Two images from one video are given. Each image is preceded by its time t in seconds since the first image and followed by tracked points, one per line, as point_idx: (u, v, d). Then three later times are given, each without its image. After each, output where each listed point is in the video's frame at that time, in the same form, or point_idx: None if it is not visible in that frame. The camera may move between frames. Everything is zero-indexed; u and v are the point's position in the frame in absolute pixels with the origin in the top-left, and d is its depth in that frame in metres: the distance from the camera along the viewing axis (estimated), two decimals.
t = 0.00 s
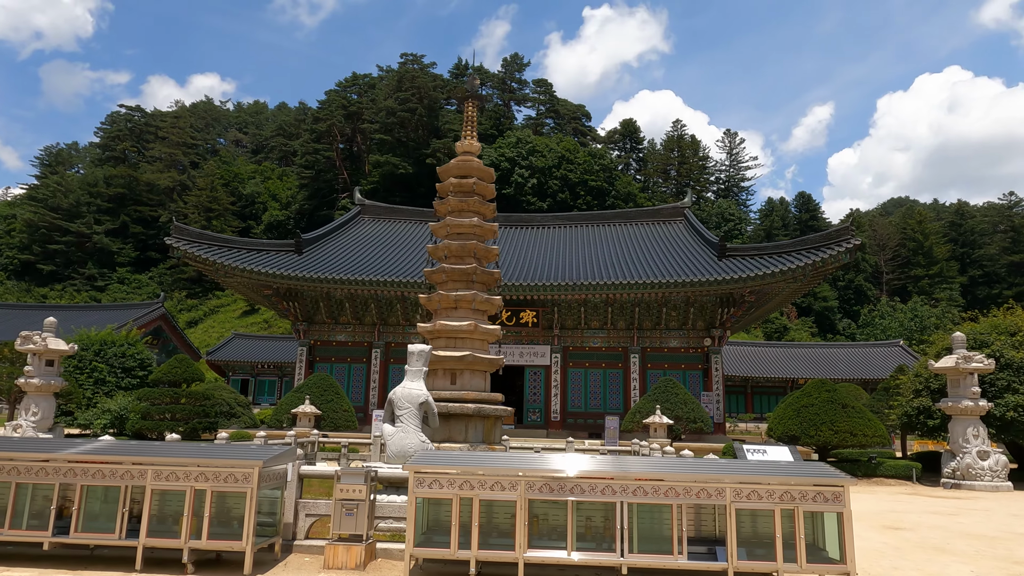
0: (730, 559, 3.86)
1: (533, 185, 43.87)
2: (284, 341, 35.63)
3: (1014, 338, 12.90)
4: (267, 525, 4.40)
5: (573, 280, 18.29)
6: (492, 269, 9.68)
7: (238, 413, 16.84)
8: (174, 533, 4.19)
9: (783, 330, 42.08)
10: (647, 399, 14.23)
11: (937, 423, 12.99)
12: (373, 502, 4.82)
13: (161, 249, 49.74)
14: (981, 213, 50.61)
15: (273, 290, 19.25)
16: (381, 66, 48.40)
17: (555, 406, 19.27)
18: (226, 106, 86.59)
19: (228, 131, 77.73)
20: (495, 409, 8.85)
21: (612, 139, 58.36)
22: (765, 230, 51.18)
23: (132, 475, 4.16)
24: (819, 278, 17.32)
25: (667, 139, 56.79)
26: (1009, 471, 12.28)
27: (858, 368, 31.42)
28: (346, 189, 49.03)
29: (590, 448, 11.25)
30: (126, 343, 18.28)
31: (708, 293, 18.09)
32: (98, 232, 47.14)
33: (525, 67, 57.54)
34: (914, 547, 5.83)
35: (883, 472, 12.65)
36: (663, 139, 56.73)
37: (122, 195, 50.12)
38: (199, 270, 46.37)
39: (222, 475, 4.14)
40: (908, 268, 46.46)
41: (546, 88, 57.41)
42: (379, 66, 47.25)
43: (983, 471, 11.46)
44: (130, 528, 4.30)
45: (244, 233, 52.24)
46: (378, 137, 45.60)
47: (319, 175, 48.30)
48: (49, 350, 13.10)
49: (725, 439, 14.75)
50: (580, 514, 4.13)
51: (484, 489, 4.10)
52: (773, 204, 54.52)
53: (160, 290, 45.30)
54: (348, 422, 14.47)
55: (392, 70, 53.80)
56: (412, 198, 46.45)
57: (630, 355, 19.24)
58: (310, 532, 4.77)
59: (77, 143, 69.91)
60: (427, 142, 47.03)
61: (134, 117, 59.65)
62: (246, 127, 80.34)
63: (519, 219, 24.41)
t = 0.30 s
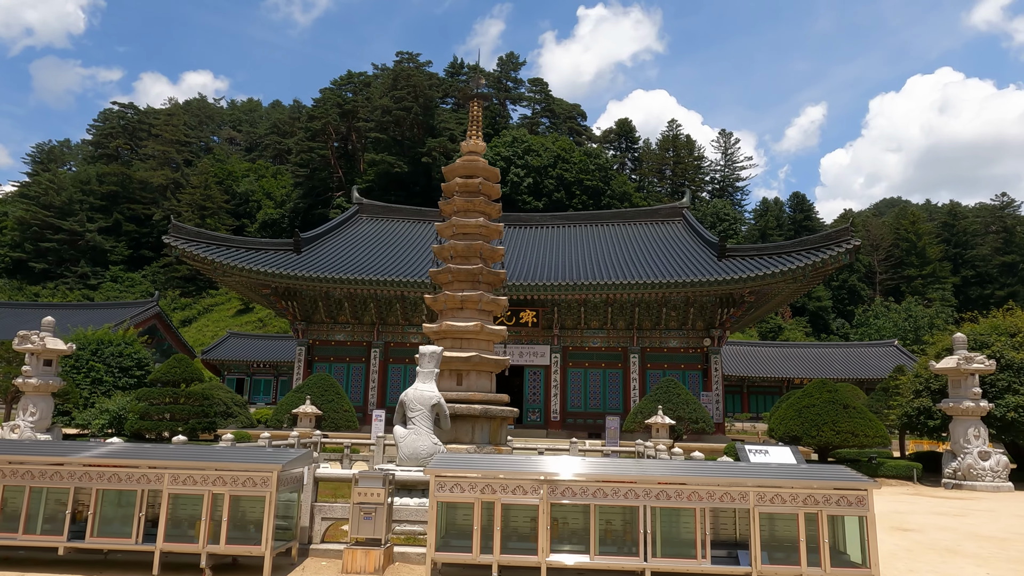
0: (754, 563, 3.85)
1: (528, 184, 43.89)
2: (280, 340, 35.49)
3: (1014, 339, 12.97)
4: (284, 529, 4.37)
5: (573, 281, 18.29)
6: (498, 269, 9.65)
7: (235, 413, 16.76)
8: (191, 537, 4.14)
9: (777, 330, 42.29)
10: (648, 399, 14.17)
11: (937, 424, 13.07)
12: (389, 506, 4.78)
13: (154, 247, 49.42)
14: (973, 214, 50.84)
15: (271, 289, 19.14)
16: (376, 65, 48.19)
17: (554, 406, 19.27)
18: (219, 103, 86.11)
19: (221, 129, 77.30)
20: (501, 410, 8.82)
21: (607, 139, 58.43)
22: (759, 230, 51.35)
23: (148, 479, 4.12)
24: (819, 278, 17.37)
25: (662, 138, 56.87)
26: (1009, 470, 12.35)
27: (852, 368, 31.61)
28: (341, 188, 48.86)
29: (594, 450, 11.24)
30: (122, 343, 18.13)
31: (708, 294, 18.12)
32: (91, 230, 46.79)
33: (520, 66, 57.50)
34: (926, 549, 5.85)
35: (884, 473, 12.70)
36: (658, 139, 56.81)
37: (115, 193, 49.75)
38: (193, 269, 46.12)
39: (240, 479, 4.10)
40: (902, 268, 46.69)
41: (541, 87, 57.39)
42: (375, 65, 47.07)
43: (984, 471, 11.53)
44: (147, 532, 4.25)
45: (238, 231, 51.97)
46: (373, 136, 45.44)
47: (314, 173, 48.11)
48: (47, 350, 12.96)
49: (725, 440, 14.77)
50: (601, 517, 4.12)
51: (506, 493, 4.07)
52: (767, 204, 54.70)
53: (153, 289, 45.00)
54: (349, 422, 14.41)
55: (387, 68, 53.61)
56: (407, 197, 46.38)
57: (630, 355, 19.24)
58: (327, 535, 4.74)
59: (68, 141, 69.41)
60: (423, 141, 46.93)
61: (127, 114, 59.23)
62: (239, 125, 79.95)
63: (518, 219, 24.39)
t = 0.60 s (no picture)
0: (778, 560, 3.86)
1: (526, 183, 43.91)
2: (277, 338, 35.42)
3: (1015, 339, 13.03)
4: (305, 526, 4.36)
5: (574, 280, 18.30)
6: (505, 267, 9.64)
7: (235, 411, 16.59)
8: (212, 535, 4.12)
9: (774, 329, 42.51)
10: (652, 397, 14.21)
11: (939, 422, 13.13)
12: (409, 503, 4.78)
13: (149, 245, 49.21)
14: (969, 214, 50.99)
15: (272, 287, 19.08)
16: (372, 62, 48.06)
17: (555, 404, 19.28)
18: (214, 101, 85.79)
19: (216, 126, 76.97)
20: (510, 408, 8.81)
21: (604, 137, 58.53)
22: (755, 229, 51.51)
23: (170, 476, 4.10)
24: (819, 278, 17.43)
25: (659, 137, 56.92)
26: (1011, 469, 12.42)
27: (849, 367, 31.77)
28: (337, 186, 48.73)
29: (598, 448, 11.27)
30: (122, 341, 18.06)
31: (709, 292, 18.17)
32: (86, 227, 46.57)
33: (517, 65, 57.48)
34: (939, 547, 5.88)
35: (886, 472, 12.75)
36: (655, 138, 56.86)
37: (110, 190, 49.50)
38: (189, 266, 45.95)
39: (263, 477, 4.08)
40: (897, 268, 46.83)
41: (539, 86, 57.37)
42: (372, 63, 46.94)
43: (986, 470, 11.59)
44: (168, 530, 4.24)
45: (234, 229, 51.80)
46: (370, 134, 45.32)
47: (310, 171, 47.98)
48: (49, 347, 12.89)
49: (727, 438, 14.81)
50: (624, 515, 4.11)
51: (529, 490, 4.06)
52: (763, 203, 54.86)
53: (149, 286, 44.81)
54: (352, 421, 14.36)
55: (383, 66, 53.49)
56: (404, 195, 46.33)
57: (631, 354, 19.27)
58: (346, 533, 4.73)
59: (63, 138, 69.07)
60: (420, 139, 46.85)
61: (122, 111, 58.92)
62: (235, 122, 79.68)
63: (519, 218, 24.41)
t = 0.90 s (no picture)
0: (801, 565, 3.86)
1: (522, 184, 43.93)
2: (274, 339, 35.32)
3: (1017, 342, 13.10)
4: (323, 532, 4.34)
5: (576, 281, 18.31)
6: (512, 269, 9.64)
7: (235, 413, 16.51)
8: (230, 541, 4.09)
9: (770, 330, 42.68)
10: (654, 399, 14.24)
11: (940, 424, 13.20)
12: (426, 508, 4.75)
13: (144, 245, 49.01)
14: (963, 216, 51.22)
15: (272, 289, 18.99)
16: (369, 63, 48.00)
17: (556, 406, 19.27)
18: (210, 101, 85.57)
19: (212, 127, 76.73)
20: (516, 412, 8.78)
21: (601, 139, 58.67)
22: (752, 231, 51.69)
23: (188, 482, 4.07)
24: (820, 279, 17.47)
25: (655, 139, 57.06)
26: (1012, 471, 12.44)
27: (846, 368, 31.89)
28: (334, 186, 48.61)
29: (602, 451, 11.26)
30: (121, 342, 17.97)
31: (710, 294, 18.17)
32: (81, 228, 46.37)
33: (514, 66, 57.56)
34: (953, 551, 5.90)
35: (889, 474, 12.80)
36: (651, 140, 57.01)
37: (105, 190, 49.23)
38: (184, 267, 45.73)
39: (283, 482, 4.05)
40: (892, 270, 47.00)
41: (535, 87, 57.43)
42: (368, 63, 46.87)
43: (988, 472, 11.63)
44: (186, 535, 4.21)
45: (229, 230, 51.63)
46: (367, 135, 45.22)
47: (306, 171, 47.88)
48: (49, 349, 12.81)
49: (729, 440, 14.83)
50: (646, 520, 4.10)
51: (551, 495, 4.05)
52: (759, 205, 55.06)
53: (144, 287, 44.62)
54: (354, 423, 14.32)
55: (380, 67, 53.44)
56: (401, 196, 46.29)
57: (632, 356, 19.28)
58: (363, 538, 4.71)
59: (57, 137, 68.78)
60: (417, 140, 46.81)
61: (117, 111, 58.68)
62: (230, 122, 79.51)
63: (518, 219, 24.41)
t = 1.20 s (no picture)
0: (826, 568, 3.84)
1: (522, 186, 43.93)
2: (274, 341, 35.23)
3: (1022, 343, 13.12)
4: (342, 534, 4.31)
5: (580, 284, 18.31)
6: (520, 271, 9.62)
7: (236, 415, 16.47)
8: (248, 544, 4.05)
9: (769, 333, 42.74)
10: (659, 401, 14.23)
11: (946, 426, 13.19)
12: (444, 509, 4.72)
13: (143, 247, 48.92)
14: (961, 218, 51.30)
15: (274, 290, 18.91)
16: (368, 64, 48.02)
17: (560, 408, 19.24)
18: (209, 103, 85.54)
19: (210, 128, 76.68)
20: (525, 413, 8.73)
21: (600, 141, 58.79)
22: (750, 233, 51.75)
23: (208, 484, 4.04)
24: (824, 282, 17.42)
25: (654, 142, 57.15)
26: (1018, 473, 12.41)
27: (846, 370, 31.92)
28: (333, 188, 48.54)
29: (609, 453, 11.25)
30: (123, 344, 17.90)
31: (713, 296, 18.15)
32: (79, 229, 46.27)
33: (513, 68, 57.64)
34: (969, 553, 5.88)
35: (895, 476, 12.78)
36: (650, 142, 57.12)
37: (103, 192, 49.13)
38: (183, 269, 45.57)
39: (304, 484, 4.03)
40: (890, 272, 47.00)
41: (534, 89, 57.47)
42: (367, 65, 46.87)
43: (994, 474, 11.59)
44: (205, 537, 4.18)
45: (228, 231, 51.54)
46: (366, 136, 45.18)
47: (305, 173, 47.86)
48: (52, 350, 12.74)
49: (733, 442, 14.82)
50: (672, 522, 4.06)
51: (574, 497, 4.02)
52: (758, 208, 55.14)
53: (142, 289, 44.52)
54: (358, 424, 14.29)
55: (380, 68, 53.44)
56: (400, 197, 46.30)
57: (635, 357, 19.27)
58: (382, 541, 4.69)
59: (56, 139, 68.72)
60: (416, 142, 46.79)
61: (115, 112, 58.59)
62: (229, 123, 79.47)
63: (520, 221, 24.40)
